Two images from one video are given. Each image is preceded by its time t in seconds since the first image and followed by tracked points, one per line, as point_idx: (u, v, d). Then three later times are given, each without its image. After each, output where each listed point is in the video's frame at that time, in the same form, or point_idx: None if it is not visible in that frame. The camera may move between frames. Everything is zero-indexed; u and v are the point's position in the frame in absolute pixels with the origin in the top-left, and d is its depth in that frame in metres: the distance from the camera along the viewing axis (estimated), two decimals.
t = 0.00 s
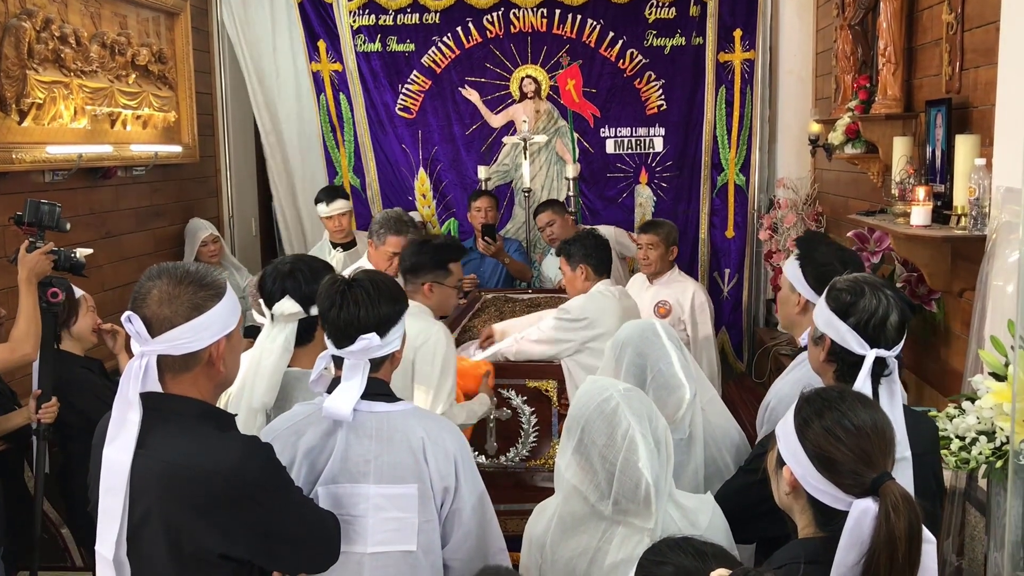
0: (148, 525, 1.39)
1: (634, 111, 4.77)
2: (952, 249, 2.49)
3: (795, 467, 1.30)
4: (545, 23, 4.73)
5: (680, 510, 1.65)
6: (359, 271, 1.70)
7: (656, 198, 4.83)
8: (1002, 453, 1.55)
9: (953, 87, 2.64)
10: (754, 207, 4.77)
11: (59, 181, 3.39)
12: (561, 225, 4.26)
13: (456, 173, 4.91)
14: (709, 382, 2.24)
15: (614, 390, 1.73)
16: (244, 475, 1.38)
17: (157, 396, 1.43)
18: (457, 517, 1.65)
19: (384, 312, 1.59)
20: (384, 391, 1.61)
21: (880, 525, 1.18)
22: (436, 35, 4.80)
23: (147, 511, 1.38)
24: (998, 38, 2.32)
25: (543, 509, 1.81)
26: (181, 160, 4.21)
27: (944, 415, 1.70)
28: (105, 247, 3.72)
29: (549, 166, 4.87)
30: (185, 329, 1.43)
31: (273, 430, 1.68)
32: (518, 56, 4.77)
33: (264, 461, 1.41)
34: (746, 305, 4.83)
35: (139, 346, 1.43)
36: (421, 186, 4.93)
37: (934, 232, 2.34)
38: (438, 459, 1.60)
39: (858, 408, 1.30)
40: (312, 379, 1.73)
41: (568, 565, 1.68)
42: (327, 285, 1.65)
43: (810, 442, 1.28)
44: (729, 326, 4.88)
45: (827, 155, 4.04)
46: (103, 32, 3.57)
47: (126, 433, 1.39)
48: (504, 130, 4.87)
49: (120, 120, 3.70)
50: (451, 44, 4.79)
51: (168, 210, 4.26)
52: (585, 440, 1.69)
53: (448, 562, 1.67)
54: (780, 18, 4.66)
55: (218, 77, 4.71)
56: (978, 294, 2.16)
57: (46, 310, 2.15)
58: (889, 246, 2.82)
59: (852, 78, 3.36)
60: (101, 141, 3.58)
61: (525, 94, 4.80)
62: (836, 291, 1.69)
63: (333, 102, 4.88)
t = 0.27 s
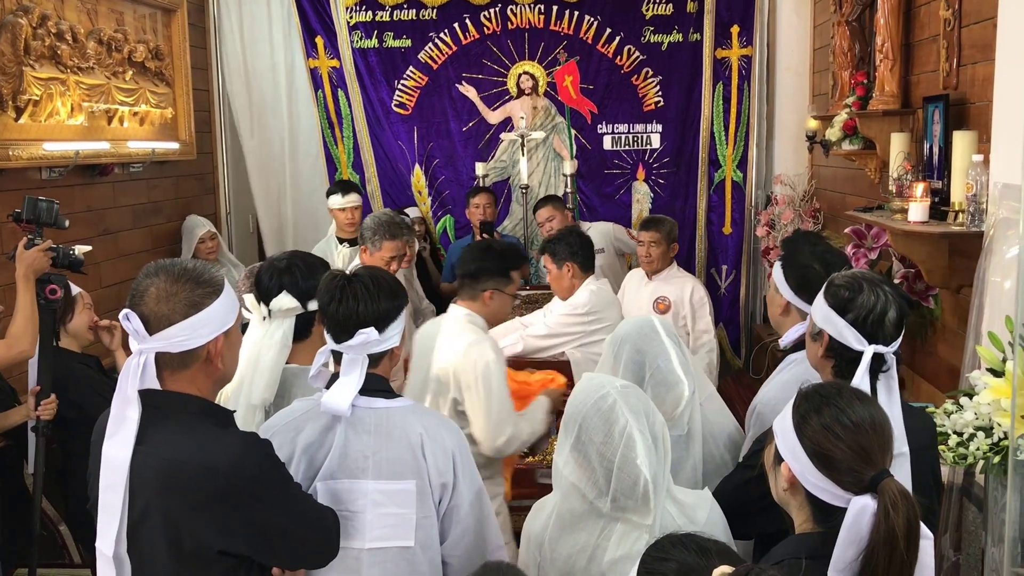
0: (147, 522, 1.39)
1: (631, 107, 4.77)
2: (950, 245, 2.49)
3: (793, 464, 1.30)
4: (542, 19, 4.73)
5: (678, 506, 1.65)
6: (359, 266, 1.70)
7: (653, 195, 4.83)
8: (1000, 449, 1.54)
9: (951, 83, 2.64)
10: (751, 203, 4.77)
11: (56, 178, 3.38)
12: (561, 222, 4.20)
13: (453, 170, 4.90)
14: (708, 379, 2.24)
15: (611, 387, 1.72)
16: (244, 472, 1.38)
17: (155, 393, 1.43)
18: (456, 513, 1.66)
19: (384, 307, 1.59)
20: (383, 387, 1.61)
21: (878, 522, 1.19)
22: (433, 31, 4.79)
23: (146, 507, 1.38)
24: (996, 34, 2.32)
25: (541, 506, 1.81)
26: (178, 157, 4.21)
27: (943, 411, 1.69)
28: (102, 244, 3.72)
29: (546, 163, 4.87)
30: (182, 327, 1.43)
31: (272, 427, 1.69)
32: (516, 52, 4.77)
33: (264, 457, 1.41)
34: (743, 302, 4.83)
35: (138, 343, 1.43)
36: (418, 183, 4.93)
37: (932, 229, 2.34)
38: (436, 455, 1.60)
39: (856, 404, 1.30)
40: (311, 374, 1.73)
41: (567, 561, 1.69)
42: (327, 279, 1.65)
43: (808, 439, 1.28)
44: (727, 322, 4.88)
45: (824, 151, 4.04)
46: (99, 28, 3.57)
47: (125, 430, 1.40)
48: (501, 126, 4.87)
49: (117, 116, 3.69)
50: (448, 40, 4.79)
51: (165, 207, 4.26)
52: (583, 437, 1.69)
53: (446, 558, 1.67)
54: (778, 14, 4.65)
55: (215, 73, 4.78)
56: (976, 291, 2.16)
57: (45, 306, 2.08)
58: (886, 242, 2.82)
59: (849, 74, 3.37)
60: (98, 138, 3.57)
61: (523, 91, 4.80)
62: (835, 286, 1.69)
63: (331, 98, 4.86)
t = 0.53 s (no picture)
0: (146, 518, 1.38)
1: (628, 104, 4.77)
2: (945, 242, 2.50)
3: (790, 460, 1.30)
4: (539, 15, 4.72)
5: (675, 503, 1.65)
6: (356, 262, 1.70)
7: (650, 191, 4.82)
8: (996, 444, 1.54)
9: (947, 79, 2.64)
10: (748, 201, 4.78)
11: (52, 175, 3.37)
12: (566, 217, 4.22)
13: (449, 167, 4.89)
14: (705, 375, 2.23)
15: (607, 384, 1.71)
16: (243, 467, 1.37)
17: (154, 389, 1.43)
18: (451, 509, 1.65)
19: (378, 302, 1.59)
20: (378, 383, 1.61)
21: (876, 518, 1.18)
22: (429, 27, 4.79)
23: (144, 504, 1.38)
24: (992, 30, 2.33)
25: (537, 503, 1.81)
26: (173, 154, 4.20)
27: (939, 407, 1.69)
28: (98, 241, 3.71)
29: (543, 159, 4.86)
30: (181, 322, 1.42)
31: (268, 423, 1.68)
32: (512, 49, 4.77)
33: (263, 453, 1.41)
34: (740, 298, 4.83)
35: (135, 339, 1.43)
36: (414, 179, 4.91)
37: (928, 225, 2.34)
38: (431, 451, 1.60)
39: (853, 400, 1.30)
40: (306, 370, 1.72)
41: (564, 558, 1.69)
42: (323, 274, 1.65)
43: (805, 435, 1.28)
44: (723, 319, 4.89)
45: (821, 148, 4.04)
46: (94, 24, 3.56)
47: (124, 426, 1.39)
48: (498, 123, 4.86)
49: (112, 113, 3.68)
50: (445, 36, 4.78)
51: (161, 204, 4.25)
52: (579, 434, 1.68)
53: (442, 554, 1.67)
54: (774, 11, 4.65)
55: (211, 69, 4.83)
56: (972, 287, 2.16)
57: (40, 301, 2.09)
58: (883, 238, 2.82)
59: (846, 71, 3.37)
60: (94, 134, 3.56)
61: (519, 87, 4.80)
62: (831, 282, 1.69)
63: (326, 94, 4.85)
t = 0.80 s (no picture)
0: (141, 515, 1.38)
1: (623, 102, 4.77)
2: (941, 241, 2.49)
3: (783, 458, 1.30)
4: (534, 14, 4.72)
5: (668, 501, 1.65)
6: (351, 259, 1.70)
7: (644, 190, 4.83)
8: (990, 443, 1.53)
9: (941, 79, 2.65)
10: (742, 200, 4.78)
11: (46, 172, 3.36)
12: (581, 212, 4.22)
13: (444, 165, 4.89)
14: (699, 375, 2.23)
15: (601, 382, 1.72)
16: (240, 463, 1.38)
17: (148, 385, 1.42)
18: (443, 506, 1.65)
19: (369, 298, 1.58)
20: (369, 380, 1.61)
21: (870, 515, 1.19)
22: (424, 25, 4.78)
23: (140, 500, 1.38)
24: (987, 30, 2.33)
25: (531, 501, 1.81)
26: (167, 151, 4.19)
27: (932, 405, 1.68)
28: (92, 238, 3.70)
29: (537, 157, 4.86)
30: (176, 318, 1.42)
31: (260, 420, 1.68)
32: (507, 47, 4.76)
33: (257, 449, 1.41)
34: (734, 297, 4.84)
35: (130, 335, 1.42)
36: (409, 177, 4.91)
37: (923, 224, 2.34)
38: (423, 448, 1.60)
39: (846, 398, 1.30)
40: (298, 367, 1.74)
41: (557, 556, 1.68)
42: (315, 270, 1.65)
43: (797, 432, 1.28)
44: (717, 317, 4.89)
45: (816, 147, 4.04)
46: (89, 21, 3.55)
47: (119, 422, 1.39)
48: (493, 121, 4.85)
49: (106, 109, 3.67)
50: (440, 34, 4.78)
51: (155, 201, 4.24)
52: (572, 432, 1.68)
53: (433, 552, 1.66)
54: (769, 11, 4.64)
55: (204, 66, 4.78)
56: (966, 286, 2.17)
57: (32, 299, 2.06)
58: (877, 238, 2.82)
59: (840, 70, 3.37)
60: (88, 131, 3.55)
61: (514, 85, 4.79)
62: (822, 281, 1.69)
63: (318, 92, 4.84)
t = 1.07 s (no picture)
0: (133, 511, 1.38)
1: (617, 103, 4.78)
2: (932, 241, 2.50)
3: (774, 459, 1.31)
4: (528, 14, 4.73)
5: (660, 501, 1.66)
6: (342, 257, 1.70)
7: (637, 191, 4.84)
8: (980, 443, 1.54)
9: (934, 81, 2.66)
10: (735, 201, 4.80)
11: (39, 169, 3.35)
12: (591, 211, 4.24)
13: (437, 164, 4.89)
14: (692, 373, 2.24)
15: (595, 381, 1.72)
16: (232, 460, 1.38)
17: (141, 382, 1.42)
18: (433, 504, 1.65)
19: (359, 296, 1.58)
20: (359, 378, 1.61)
21: (860, 513, 1.19)
22: (418, 24, 4.78)
23: (132, 496, 1.37)
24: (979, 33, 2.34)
25: (522, 502, 1.81)
26: (160, 149, 4.18)
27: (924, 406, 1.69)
28: (84, 235, 3.69)
29: (530, 158, 4.87)
30: (168, 314, 1.42)
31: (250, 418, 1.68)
32: (501, 47, 4.77)
33: (249, 447, 1.41)
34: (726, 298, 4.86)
35: (122, 332, 1.42)
36: (403, 177, 4.91)
37: (914, 226, 2.35)
38: (413, 446, 1.60)
39: (835, 397, 1.30)
40: (289, 365, 1.75)
41: (548, 557, 1.67)
42: (306, 268, 1.65)
43: (788, 431, 1.28)
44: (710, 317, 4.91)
45: (808, 149, 4.05)
46: (82, 18, 3.54)
47: (111, 419, 1.38)
48: (486, 121, 4.86)
49: (100, 107, 3.66)
50: (434, 33, 4.78)
51: (148, 199, 4.23)
52: (566, 432, 1.69)
53: (424, 550, 1.67)
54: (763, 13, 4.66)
55: (198, 67, 4.79)
56: (956, 287, 2.18)
57: (23, 295, 2.11)
58: (869, 239, 2.83)
59: (834, 72, 3.38)
60: (81, 129, 3.54)
61: (508, 85, 4.80)
62: (810, 282, 1.69)
63: (312, 91, 4.85)
